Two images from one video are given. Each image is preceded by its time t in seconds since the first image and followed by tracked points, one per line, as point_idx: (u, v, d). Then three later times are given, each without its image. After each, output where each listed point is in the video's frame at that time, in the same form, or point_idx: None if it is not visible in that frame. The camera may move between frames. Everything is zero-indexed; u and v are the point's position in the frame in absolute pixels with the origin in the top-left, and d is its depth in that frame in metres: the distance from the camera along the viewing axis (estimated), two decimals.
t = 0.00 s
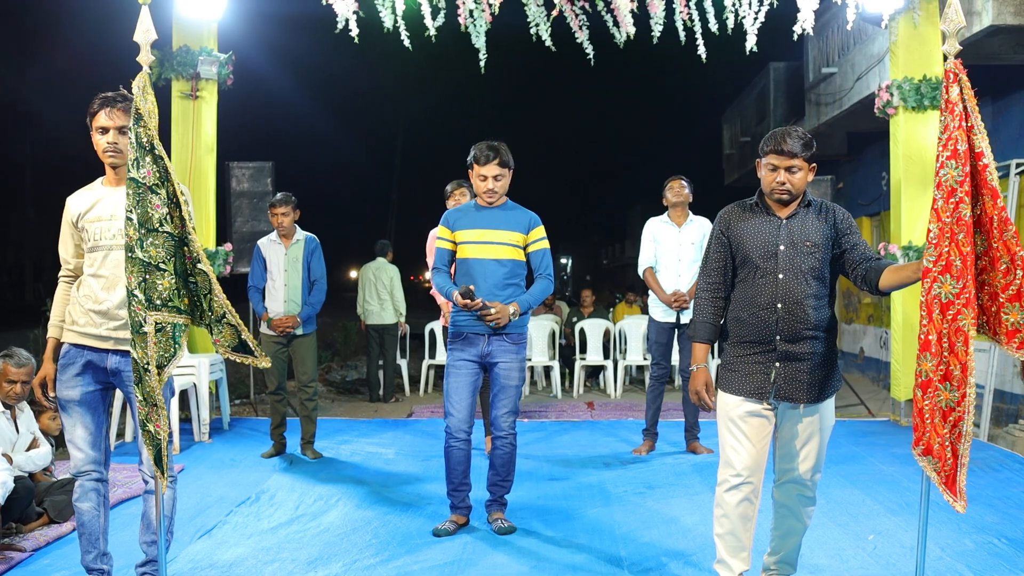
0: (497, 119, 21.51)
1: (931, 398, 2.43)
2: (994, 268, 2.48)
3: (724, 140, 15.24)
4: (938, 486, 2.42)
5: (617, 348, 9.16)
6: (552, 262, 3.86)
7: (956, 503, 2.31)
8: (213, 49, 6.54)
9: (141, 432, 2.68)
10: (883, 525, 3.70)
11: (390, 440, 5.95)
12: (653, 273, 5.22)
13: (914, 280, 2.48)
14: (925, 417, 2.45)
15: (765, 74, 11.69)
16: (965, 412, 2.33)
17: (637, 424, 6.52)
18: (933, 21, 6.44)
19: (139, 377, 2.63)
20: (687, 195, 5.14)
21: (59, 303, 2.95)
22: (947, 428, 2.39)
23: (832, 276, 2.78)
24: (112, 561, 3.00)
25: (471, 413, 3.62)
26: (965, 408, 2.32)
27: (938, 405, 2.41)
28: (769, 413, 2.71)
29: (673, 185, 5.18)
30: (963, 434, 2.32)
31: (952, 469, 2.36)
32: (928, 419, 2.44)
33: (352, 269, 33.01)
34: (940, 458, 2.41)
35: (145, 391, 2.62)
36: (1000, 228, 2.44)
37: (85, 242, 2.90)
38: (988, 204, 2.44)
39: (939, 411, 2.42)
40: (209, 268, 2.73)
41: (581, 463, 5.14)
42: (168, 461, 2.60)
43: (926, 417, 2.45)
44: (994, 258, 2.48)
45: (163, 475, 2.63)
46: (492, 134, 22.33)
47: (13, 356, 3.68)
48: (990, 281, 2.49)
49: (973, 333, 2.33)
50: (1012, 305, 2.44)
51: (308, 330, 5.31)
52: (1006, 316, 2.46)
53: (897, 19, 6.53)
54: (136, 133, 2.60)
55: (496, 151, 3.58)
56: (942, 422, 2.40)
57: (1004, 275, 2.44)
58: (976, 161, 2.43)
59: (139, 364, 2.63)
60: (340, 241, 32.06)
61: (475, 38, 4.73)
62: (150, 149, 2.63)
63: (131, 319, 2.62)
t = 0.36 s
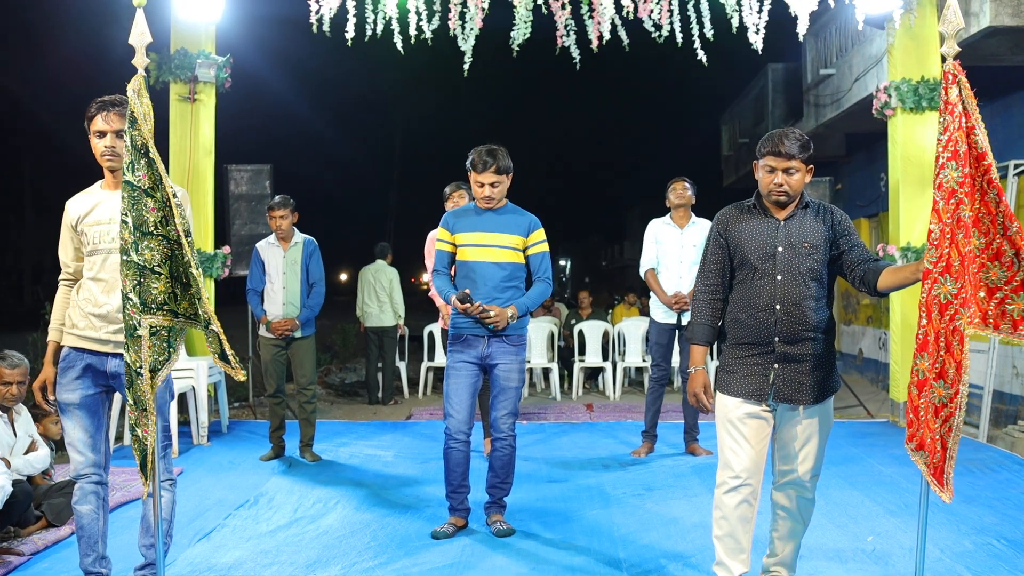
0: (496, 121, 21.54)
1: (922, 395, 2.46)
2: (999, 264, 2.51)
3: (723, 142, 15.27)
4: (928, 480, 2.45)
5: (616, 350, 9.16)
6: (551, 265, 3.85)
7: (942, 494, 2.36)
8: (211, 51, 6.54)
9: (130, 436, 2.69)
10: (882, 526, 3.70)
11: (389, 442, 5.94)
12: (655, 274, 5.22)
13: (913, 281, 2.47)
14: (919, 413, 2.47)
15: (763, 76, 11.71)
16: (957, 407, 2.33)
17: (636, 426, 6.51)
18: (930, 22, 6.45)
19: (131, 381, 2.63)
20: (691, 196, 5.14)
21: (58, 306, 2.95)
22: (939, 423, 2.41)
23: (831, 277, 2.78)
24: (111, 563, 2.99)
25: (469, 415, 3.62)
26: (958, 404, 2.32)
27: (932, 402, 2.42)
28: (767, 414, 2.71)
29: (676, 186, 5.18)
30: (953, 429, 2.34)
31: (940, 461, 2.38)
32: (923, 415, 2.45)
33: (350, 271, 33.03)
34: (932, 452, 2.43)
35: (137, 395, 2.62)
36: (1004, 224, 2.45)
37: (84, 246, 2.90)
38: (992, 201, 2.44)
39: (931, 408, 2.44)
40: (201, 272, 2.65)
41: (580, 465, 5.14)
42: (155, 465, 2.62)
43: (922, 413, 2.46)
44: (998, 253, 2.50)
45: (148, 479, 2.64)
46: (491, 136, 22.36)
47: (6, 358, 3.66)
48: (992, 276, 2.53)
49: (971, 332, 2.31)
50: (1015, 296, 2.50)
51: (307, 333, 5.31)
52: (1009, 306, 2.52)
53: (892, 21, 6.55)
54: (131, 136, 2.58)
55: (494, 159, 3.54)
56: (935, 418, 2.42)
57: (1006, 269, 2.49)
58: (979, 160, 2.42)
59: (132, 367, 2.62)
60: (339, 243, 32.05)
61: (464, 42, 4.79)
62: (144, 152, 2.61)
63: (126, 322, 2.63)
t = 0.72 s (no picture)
0: (494, 122, 21.57)
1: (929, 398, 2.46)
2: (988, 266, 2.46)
3: (721, 143, 15.29)
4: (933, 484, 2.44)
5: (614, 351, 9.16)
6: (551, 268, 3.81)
7: (949, 500, 2.37)
8: (209, 52, 6.54)
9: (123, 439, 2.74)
10: (881, 527, 3.70)
11: (388, 444, 5.94)
12: (653, 276, 5.23)
13: (911, 282, 2.48)
14: (925, 417, 2.46)
15: (761, 77, 11.72)
16: (962, 411, 2.34)
17: (635, 427, 6.51)
18: (928, 23, 6.46)
19: (127, 383, 2.67)
20: (689, 197, 5.14)
21: (57, 308, 2.95)
22: (944, 427, 2.40)
23: (829, 278, 2.78)
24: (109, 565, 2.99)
25: (467, 416, 3.62)
26: (963, 408, 2.33)
27: (937, 405, 2.43)
28: (765, 415, 2.71)
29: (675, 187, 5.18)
30: (959, 433, 2.35)
31: (946, 465, 2.39)
32: (927, 419, 2.45)
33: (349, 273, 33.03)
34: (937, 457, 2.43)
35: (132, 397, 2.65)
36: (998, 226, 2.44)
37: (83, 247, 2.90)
38: (987, 203, 2.42)
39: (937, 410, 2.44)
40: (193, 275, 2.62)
41: (578, 466, 5.14)
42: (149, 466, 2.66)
43: (925, 417, 2.46)
44: (989, 255, 2.45)
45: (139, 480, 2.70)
46: (489, 137, 22.37)
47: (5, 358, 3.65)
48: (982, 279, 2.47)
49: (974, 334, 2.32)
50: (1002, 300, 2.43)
51: (305, 335, 5.29)
52: (998, 311, 2.44)
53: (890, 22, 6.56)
54: (126, 138, 2.58)
55: (495, 159, 3.54)
56: (940, 421, 2.42)
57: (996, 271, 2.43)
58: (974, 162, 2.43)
59: (127, 370, 2.66)
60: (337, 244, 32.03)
61: (458, 42, 4.80)
62: (139, 154, 2.60)
63: (121, 324, 2.65)
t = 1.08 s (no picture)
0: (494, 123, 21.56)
1: (913, 395, 2.46)
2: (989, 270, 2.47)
3: (720, 143, 15.29)
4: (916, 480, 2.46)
5: (614, 351, 9.16)
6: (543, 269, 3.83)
7: (930, 496, 2.36)
8: (208, 53, 6.54)
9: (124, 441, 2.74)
10: (880, 528, 3.70)
11: (387, 444, 5.94)
12: (651, 275, 5.22)
13: (908, 283, 2.48)
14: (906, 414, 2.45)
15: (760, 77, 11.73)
16: (949, 409, 2.35)
17: (634, 427, 6.51)
18: (928, 24, 6.47)
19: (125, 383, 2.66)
20: (686, 197, 5.15)
21: (56, 308, 2.95)
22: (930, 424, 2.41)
23: (828, 279, 2.77)
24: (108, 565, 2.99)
25: (466, 416, 3.63)
26: (950, 407, 2.34)
27: (922, 402, 2.43)
28: (765, 416, 2.71)
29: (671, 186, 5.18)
30: (947, 431, 2.35)
31: (930, 464, 2.40)
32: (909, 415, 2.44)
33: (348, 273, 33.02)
34: (919, 453, 2.45)
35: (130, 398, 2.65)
36: (997, 230, 2.43)
37: (83, 248, 2.90)
38: (984, 205, 2.43)
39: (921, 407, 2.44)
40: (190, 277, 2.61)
41: (577, 466, 5.14)
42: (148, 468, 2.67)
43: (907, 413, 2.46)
44: (988, 260, 2.46)
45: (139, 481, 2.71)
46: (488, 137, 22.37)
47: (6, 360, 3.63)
48: (982, 284, 2.49)
49: (964, 335, 2.33)
50: (1005, 306, 2.44)
51: (305, 335, 5.29)
52: (999, 319, 2.46)
53: (888, 23, 6.58)
54: (126, 139, 2.59)
55: (488, 151, 3.57)
56: (925, 419, 2.42)
57: (998, 277, 2.44)
58: (973, 163, 2.43)
59: (125, 370, 2.66)
60: (336, 245, 32.02)
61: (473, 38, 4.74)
62: (138, 155, 2.60)
63: (120, 325, 2.65)
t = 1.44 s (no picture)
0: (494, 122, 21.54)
1: (916, 395, 2.44)
2: (994, 269, 2.47)
3: (720, 143, 15.29)
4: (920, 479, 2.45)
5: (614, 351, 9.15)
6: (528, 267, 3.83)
7: (937, 495, 2.36)
8: (208, 53, 6.54)
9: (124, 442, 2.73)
10: (880, 528, 3.70)
11: (387, 444, 5.93)
12: (651, 276, 5.20)
13: (909, 282, 2.48)
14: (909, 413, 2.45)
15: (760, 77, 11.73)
16: (952, 408, 2.35)
17: (635, 427, 6.51)
18: (928, 24, 6.46)
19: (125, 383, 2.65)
20: (686, 198, 5.15)
21: (56, 309, 2.95)
22: (933, 423, 2.41)
23: (828, 279, 2.77)
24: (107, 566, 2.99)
25: (465, 416, 3.63)
26: (953, 406, 2.34)
27: (925, 402, 2.43)
28: (765, 415, 2.71)
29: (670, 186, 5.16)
30: (949, 430, 2.35)
31: (934, 462, 2.38)
32: (912, 414, 2.45)
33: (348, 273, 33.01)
34: (924, 453, 2.43)
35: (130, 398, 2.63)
36: (999, 229, 2.42)
37: (82, 248, 2.90)
38: (987, 205, 2.42)
39: (924, 407, 2.44)
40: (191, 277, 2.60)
41: (578, 466, 5.14)
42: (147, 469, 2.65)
43: (909, 412, 2.46)
44: (994, 259, 2.46)
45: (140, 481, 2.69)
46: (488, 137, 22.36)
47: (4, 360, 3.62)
48: (990, 282, 2.49)
49: (965, 334, 2.35)
50: (1014, 305, 2.42)
51: (305, 335, 5.29)
52: (1008, 316, 2.45)
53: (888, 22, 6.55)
54: (126, 138, 2.58)
55: (470, 150, 3.63)
56: (928, 418, 2.42)
57: (1003, 276, 2.44)
58: (974, 162, 2.42)
59: (126, 370, 2.65)
60: (336, 245, 32.01)
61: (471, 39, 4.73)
62: (139, 155, 2.60)
63: (120, 325, 2.64)
